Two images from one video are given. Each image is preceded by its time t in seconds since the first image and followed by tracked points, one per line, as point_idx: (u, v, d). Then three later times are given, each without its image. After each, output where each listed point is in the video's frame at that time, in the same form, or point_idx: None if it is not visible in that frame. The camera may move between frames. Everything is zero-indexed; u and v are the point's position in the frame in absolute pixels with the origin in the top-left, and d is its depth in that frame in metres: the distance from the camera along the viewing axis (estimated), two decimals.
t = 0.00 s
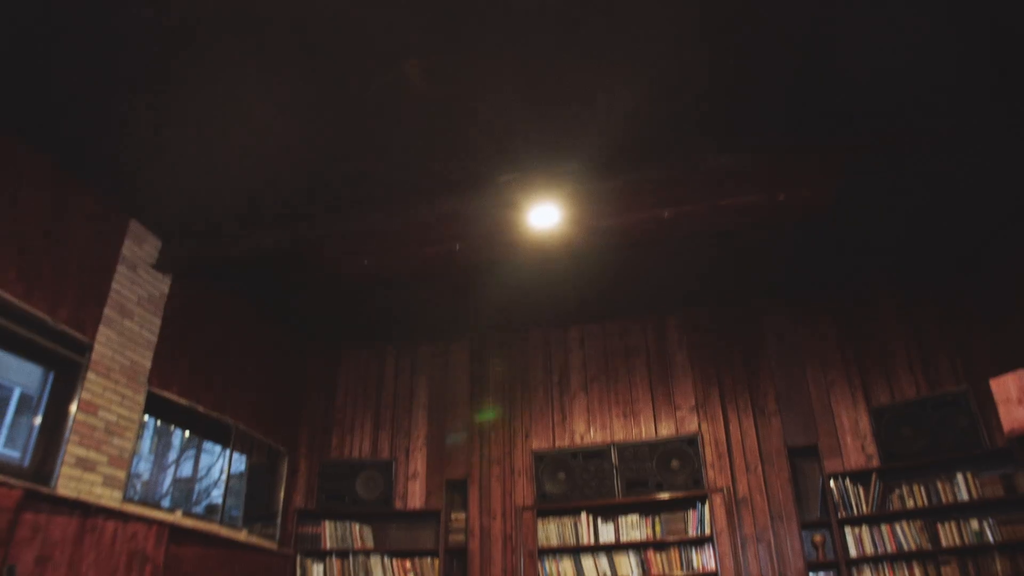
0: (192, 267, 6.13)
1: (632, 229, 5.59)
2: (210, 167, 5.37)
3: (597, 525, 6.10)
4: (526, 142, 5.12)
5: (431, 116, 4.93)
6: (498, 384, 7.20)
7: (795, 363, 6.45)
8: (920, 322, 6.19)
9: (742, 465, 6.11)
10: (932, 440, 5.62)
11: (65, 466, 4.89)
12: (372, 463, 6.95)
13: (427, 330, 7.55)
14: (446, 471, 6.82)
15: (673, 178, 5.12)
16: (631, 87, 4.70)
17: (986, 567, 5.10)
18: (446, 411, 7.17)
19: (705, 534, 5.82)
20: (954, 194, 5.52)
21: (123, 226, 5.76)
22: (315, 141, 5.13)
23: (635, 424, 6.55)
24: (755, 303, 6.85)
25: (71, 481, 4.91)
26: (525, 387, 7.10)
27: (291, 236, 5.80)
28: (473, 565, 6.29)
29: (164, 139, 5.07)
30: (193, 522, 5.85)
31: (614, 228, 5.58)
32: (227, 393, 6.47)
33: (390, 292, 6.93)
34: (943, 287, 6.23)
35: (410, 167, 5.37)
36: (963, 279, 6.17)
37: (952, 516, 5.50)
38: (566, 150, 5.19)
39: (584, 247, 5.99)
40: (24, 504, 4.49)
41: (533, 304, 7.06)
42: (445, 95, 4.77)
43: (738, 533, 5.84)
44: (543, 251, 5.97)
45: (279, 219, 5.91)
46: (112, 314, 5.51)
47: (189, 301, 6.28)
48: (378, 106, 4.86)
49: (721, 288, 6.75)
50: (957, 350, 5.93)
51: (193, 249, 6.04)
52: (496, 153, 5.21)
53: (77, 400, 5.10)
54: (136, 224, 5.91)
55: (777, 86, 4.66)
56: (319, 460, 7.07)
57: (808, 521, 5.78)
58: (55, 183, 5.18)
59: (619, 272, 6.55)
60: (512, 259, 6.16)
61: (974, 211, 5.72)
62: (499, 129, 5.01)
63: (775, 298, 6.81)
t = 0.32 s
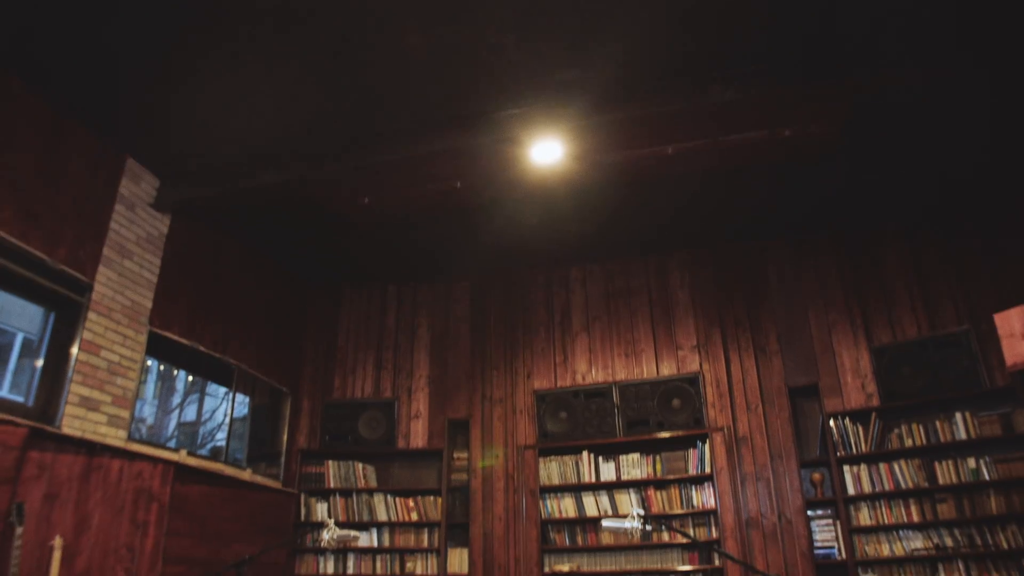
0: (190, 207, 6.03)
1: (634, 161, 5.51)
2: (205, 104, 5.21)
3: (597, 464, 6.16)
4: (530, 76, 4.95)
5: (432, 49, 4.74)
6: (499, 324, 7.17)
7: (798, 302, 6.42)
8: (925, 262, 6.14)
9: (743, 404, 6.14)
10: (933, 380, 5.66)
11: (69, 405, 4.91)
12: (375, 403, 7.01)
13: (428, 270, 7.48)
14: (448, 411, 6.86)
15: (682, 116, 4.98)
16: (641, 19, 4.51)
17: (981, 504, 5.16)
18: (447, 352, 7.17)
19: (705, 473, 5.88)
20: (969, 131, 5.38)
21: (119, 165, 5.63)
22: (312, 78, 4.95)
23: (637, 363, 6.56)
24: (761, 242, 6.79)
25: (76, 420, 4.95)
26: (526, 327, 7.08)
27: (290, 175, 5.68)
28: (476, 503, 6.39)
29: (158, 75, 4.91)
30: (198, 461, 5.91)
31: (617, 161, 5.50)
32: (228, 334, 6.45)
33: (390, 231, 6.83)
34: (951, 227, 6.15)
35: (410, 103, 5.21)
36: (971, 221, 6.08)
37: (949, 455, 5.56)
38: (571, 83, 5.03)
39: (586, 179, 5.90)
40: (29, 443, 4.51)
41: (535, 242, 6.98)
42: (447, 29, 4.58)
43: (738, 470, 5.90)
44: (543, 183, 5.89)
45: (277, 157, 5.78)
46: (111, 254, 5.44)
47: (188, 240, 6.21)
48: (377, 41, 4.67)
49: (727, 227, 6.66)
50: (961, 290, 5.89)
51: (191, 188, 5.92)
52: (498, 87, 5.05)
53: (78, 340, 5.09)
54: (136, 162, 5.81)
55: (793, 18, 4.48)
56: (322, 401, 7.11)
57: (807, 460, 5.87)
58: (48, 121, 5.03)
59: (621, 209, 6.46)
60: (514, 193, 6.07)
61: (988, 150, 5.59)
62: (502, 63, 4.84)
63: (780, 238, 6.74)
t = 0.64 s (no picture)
0: (185, 143, 5.91)
1: (638, 95, 5.38)
2: (197, 36, 5.03)
3: (598, 401, 6.23)
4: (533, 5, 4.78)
5: None
6: (500, 262, 7.12)
7: (801, 241, 6.37)
8: (930, 201, 6.06)
9: (743, 343, 6.14)
10: (933, 318, 5.66)
11: (70, 343, 4.91)
12: (376, 342, 7.03)
13: (427, 208, 7.40)
14: (448, 349, 6.89)
15: (689, 48, 4.83)
16: None
17: (976, 441, 5.23)
18: (448, 291, 7.14)
19: (705, 410, 5.93)
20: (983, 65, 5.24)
21: (111, 99, 5.48)
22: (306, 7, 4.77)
23: (638, 302, 6.55)
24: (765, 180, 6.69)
25: (78, 358, 4.96)
26: (527, 266, 7.04)
27: (285, 110, 5.55)
28: (478, 439, 6.47)
29: (148, 6, 4.73)
30: (201, 400, 5.95)
31: (620, 95, 5.37)
32: (227, 274, 6.41)
33: (389, 167, 6.74)
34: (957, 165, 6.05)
35: (408, 34, 5.05)
36: (981, 158, 5.97)
37: (947, 393, 5.61)
38: (575, 14, 4.85)
39: (588, 112, 5.79)
40: (32, 381, 4.54)
41: (536, 179, 6.88)
42: None
43: (737, 408, 5.94)
44: (544, 117, 5.77)
45: (271, 91, 5.63)
46: (106, 192, 5.35)
47: (184, 177, 6.10)
48: None
49: (730, 164, 6.55)
50: (965, 229, 5.84)
51: (185, 124, 5.79)
52: (500, 17, 4.88)
53: (77, 279, 5.05)
54: (127, 97, 5.66)
55: None
56: (323, 339, 7.14)
57: (806, 397, 5.93)
58: (36, 54, 4.86)
59: (624, 145, 6.34)
60: (514, 127, 5.95)
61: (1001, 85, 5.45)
62: None
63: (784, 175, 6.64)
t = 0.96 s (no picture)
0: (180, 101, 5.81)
1: (641, 51, 5.27)
2: None
3: (599, 360, 6.25)
4: None
5: None
6: (501, 223, 7.06)
7: (804, 199, 6.31)
8: (936, 160, 5.98)
9: (744, 302, 6.12)
10: (935, 278, 5.64)
11: (69, 303, 4.89)
12: (375, 302, 7.02)
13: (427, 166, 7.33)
14: (449, 309, 6.88)
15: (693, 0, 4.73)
16: None
17: (976, 401, 5.25)
18: (448, 264, 7.06)
19: (705, 369, 5.95)
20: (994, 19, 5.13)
21: (103, 55, 5.37)
22: None
23: (640, 261, 6.52)
24: (768, 138, 6.60)
25: (77, 318, 4.94)
26: (528, 225, 6.98)
27: (281, 66, 5.44)
28: (479, 398, 6.49)
29: None
30: (201, 359, 5.95)
31: (623, 50, 5.26)
32: (225, 234, 6.36)
33: (388, 124, 6.66)
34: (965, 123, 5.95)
35: None
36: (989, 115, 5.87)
37: (947, 353, 5.62)
38: None
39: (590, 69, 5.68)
40: (32, 341, 4.55)
41: (537, 136, 6.80)
42: None
43: (738, 367, 5.95)
44: (546, 72, 5.68)
45: (267, 46, 5.52)
46: (101, 150, 5.27)
47: (180, 135, 6.01)
48: None
49: (733, 120, 6.47)
50: (970, 188, 5.78)
51: (179, 81, 5.68)
52: None
53: (74, 238, 5.00)
54: (120, 53, 5.54)
55: None
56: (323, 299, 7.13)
57: (807, 357, 5.93)
58: (26, 7, 4.75)
59: (625, 101, 6.25)
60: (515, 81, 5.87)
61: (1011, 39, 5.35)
62: None
63: (788, 133, 6.55)
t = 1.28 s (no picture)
0: (173, 55, 5.68)
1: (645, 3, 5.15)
2: None
3: (599, 319, 6.24)
4: None
5: None
6: (500, 181, 6.99)
7: (807, 157, 6.24)
8: (942, 117, 5.89)
9: (746, 261, 6.09)
10: (940, 237, 5.60)
11: (67, 262, 4.85)
12: (374, 260, 6.98)
13: (425, 123, 7.23)
14: (449, 268, 6.86)
15: None
16: None
17: (976, 359, 5.26)
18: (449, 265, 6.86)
19: (706, 327, 5.95)
20: None
21: (94, 8, 5.24)
22: None
23: (641, 220, 6.47)
24: (772, 95, 6.49)
25: (76, 276, 4.90)
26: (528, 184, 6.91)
27: (276, 19, 5.32)
28: (479, 357, 6.49)
29: None
30: (200, 317, 5.94)
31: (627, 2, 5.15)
32: (223, 192, 6.31)
33: (386, 78, 6.57)
34: (975, 81, 5.83)
35: None
36: (997, 70, 5.77)
37: (948, 312, 5.62)
38: None
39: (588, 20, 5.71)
40: (30, 300, 4.54)
41: (536, 91, 6.71)
42: None
43: (738, 325, 5.94)
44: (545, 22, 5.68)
45: None
46: (96, 106, 5.18)
47: (175, 90, 5.91)
48: None
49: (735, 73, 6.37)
50: (976, 147, 5.72)
51: (172, 34, 5.54)
52: None
53: (70, 196, 4.93)
54: (112, 5, 5.41)
55: None
56: (322, 259, 7.09)
57: (808, 316, 5.93)
58: None
59: (626, 54, 6.23)
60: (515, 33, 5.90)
61: None
62: None
63: (792, 90, 6.44)
